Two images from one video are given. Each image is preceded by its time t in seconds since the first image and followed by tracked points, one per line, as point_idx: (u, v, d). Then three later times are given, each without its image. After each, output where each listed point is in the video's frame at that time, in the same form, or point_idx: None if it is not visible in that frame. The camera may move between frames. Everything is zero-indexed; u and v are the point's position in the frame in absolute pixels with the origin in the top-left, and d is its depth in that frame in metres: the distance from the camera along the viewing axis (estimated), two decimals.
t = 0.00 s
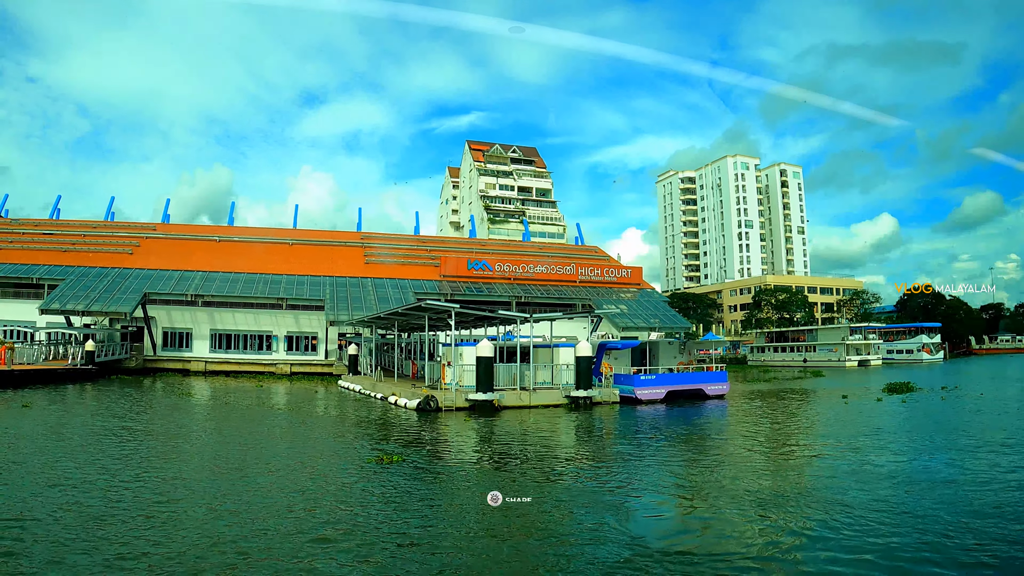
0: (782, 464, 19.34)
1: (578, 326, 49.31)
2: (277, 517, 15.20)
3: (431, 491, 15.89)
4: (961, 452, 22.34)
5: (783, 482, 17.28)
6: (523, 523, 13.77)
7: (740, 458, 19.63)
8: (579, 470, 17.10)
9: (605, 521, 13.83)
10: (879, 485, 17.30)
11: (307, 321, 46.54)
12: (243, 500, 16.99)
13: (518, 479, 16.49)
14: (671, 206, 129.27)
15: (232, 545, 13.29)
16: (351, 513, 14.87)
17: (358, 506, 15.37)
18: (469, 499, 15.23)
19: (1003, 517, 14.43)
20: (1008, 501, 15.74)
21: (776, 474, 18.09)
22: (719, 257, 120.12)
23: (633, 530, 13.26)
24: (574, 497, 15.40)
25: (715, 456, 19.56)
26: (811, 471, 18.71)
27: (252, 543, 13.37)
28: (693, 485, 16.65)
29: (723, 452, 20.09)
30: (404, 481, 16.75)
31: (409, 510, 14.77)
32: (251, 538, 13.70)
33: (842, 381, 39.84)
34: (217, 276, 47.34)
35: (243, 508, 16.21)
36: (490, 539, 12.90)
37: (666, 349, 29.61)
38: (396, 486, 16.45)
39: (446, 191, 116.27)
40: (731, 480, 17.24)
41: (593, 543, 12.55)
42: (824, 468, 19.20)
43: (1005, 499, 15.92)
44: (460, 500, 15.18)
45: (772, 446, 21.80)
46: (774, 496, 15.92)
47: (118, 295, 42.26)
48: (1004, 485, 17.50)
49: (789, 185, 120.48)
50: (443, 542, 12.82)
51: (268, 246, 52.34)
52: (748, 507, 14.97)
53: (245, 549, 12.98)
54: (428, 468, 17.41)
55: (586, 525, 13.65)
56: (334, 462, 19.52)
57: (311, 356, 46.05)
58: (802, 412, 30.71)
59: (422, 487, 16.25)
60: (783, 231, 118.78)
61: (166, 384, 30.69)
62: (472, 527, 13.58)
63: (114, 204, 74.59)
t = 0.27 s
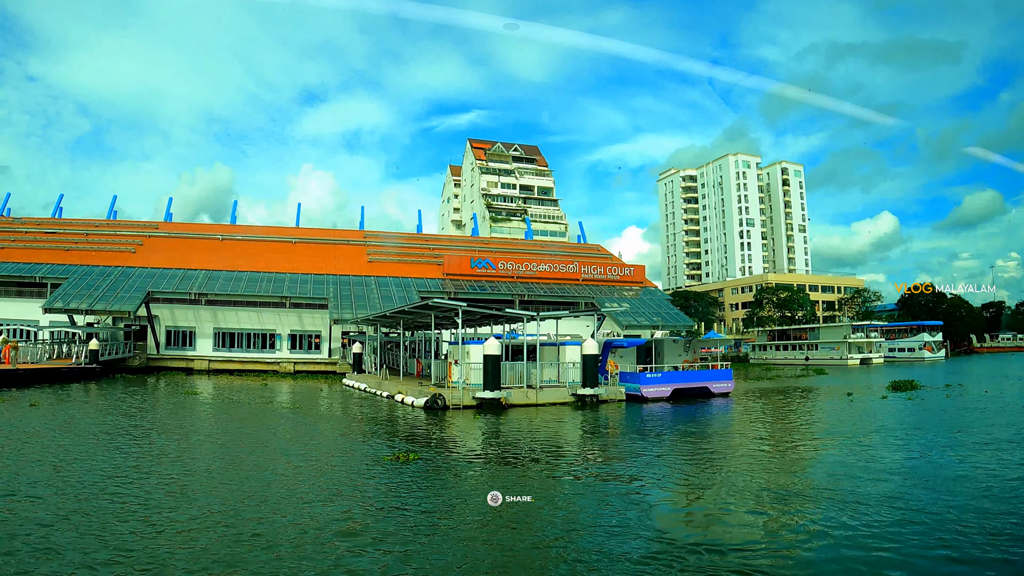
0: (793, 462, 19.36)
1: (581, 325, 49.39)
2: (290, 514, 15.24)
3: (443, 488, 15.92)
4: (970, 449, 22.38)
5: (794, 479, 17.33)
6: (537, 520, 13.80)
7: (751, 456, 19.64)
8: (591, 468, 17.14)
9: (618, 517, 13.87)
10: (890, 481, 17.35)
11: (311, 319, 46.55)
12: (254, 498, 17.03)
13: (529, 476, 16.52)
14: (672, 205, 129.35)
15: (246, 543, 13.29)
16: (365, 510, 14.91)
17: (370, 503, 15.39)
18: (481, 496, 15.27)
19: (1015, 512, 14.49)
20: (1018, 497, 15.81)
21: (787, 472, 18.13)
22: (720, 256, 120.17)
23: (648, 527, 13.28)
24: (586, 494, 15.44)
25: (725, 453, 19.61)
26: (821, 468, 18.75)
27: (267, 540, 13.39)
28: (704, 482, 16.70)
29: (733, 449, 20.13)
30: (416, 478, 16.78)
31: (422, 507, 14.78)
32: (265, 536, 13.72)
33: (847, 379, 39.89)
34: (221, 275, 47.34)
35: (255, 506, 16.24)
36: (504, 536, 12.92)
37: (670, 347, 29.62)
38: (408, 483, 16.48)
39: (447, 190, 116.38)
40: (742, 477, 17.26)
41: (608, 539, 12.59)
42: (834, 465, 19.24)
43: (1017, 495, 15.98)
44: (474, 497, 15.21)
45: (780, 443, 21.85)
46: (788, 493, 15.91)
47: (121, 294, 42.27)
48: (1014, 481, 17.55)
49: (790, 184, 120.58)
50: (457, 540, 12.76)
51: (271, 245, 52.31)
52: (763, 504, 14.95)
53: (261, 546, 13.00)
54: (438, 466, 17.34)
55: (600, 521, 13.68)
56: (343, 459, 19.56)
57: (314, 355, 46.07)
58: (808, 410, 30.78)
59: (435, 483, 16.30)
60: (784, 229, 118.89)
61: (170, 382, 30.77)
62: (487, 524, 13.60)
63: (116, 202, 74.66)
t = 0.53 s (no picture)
0: (803, 459, 19.37)
1: (584, 323, 49.48)
2: (302, 511, 15.27)
3: (455, 485, 15.94)
4: (976, 446, 22.48)
5: (803, 476, 17.41)
6: (551, 517, 13.83)
7: (760, 454, 19.66)
8: (601, 466, 17.19)
9: (630, 514, 13.92)
10: (898, 477, 17.43)
11: (314, 318, 46.53)
12: (265, 495, 17.07)
13: (540, 473, 16.56)
14: (673, 203, 129.42)
15: (260, 540, 13.32)
16: (377, 507, 14.95)
17: (382, 500, 15.43)
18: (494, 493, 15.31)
19: None
20: None
21: (795, 468, 18.20)
22: (721, 254, 120.26)
23: (660, 523, 13.33)
24: (597, 491, 15.48)
25: (732, 450, 19.68)
26: (829, 465, 18.82)
27: (281, 538, 13.41)
28: (714, 479, 16.76)
29: (740, 447, 20.20)
30: (427, 475, 16.80)
31: (434, 504, 14.81)
32: (279, 533, 13.74)
33: (851, 377, 39.98)
34: (224, 274, 47.33)
35: (267, 503, 16.27)
36: (518, 533, 12.95)
37: (675, 346, 29.70)
38: (420, 480, 16.50)
39: (448, 188, 116.24)
40: (752, 475, 17.28)
41: (622, 535, 12.64)
42: (842, 462, 19.30)
43: None
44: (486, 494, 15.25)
45: (786, 441, 21.94)
46: (801, 490, 15.90)
47: (124, 293, 42.25)
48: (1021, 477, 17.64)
49: (791, 182, 120.72)
50: (471, 539, 12.72)
51: (273, 244, 52.28)
52: (776, 500, 14.94)
53: (276, 544, 13.03)
54: (448, 464, 17.33)
55: (613, 517, 13.73)
56: (354, 455, 19.59)
57: (317, 354, 46.06)
58: (812, 408, 30.87)
59: (447, 480, 16.34)
60: (785, 228, 119.06)
61: (174, 380, 30.74)
62: (502, 521, 13.63)
63: (117, 201, 74.57)
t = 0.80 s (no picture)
0: (811, 457, 19.44)
1: (587, 321, 49.57)
2: (315, 508, 15.33)
3: (466, 482, 16.00)
4: (983, 442, 22.59)
5: (812, 472, 17.49)
6: (564, 512, 13.91)
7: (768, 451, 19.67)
8: (611, 463, 17.25)
9: (643, 510, 13.99)
10: (906, 473, 17.52)
11: (317, 316, 46.55)
12: (275, 492, 17.14)
13: (550, 470, 16.63)
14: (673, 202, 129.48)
15: (275, 537, 13.38)
16: (390, 503, 15.02)
17: (394, 496, 15.49)
18: (505, 489, 15.37)
19: None
20: None
21: (804, 465, 18.29)
22: (722, 253, 120.36)
23: (673, 518, 13.42)
24: (608, 488, 15.56)
25: (741, 448, 19.76)
26: (838, 461, 18.91)
27: (295, 535, 13.46)
28: (724, 475, 16.84)
29: (750, 444, 20.26)
30: (438, 472, 16.85)
31: (447, 500, 14.89)
32: (293, 530, 13.79)
33: (855, 375, 40.07)
34: (227, 273, 47.35)
35: (278, 500, 16.35)
36: (532, 529, 13.02)
37: (679, 344, 29.84)
38: (431, 477, 16.57)
39: (449, 187, 116.12)
40: (762, 471, 17.33)
41: (636, 530, 12.73)
42: (851, 458, 19.36)
43: None
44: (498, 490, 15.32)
45: (792, 438, 22.03)
46: (811, 486, 15.97)
47: (127, 291, 42.27)
48: None
49: (791, 181, 120.95)
50: (486, 535, 12.75)
51: (276, 242, 52.28)
52: (788, 496, 14.97)
53: (290, 540, 13.09)
54: (458, 461, 17.39)
55: (626, 513, 13.81)
56: (363, 452, 19.64)
57: (320, 352, 46.10)
58: (817, 406, 31.01)
59: (457, 476, 16.42)
60: (786, 226, 119.24)
61: (176, 379, 30.75)
62: (514, 517, 13.70)
63: (118, 200, 74.43)
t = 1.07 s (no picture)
0: (822, 454, 19.48)
1: (590, 320, 49.56)
2: (327, 505, 15.36)
3: (478, 479, 16.03)
4: (991, 440, 22.63)
5: (822, 469, 17.53)
6: (577, 510, 13.95)
7: (777, 450, 19.72)
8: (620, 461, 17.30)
9: (656, 507, 14.03)
10: (917, 470, 17.56)
11: (320, 315, 46.53)
12: (286, 489, 17.16)
13: (561, 469, 16.68)
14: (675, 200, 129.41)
15: (289, 534, 13.41)
16: (403, 500, 15.05)
17: (407, 493, 15.53)
18: (518, 487, 15.39)
19: None
20: None
21: (814, 462, 18.34)
22: (723, 251, 120.39)
23: (687, 515, 13.45)
24: (620, 485, 15.60)
25: (750, 446, 19.82)
26: (848, 459, 18.95)
27: (309, 532, 13.48)
28: (734, 473, 16.89)
29: (758, 442, 20.33)
30: (449, 470, 16.88)
31: (459, 497, 14.94)
32: (306, 527, 13.81)
33: (859, 375, 40.12)
34: (229, 271, 47.33)
35: (290, 497, 16.40)
36: (546, 526, 13.06)
37: (683, 343, 29.97)
38: (442, 474, 16.60)
39: (450, 185, 116.07)
40: (773, 468, 17.36)
41: (650, 527, 12.77)
42: (860, 456, 19.41)
43: None
44: (510, 488, 15.35)
45: (800, 436, 22.10)
46: (824, 483, 16.04)
47: (130, 290, 42.28)
48: None
49: (793, 180, 121.08)
50: (503, 532, 12.80)
51: (279, 241, 52.24)
52: (803, 493, 15.05)
53: (304, 537, 13.12)
54: (469, 459, 17.44)
55: (639, 510, 13.84)
56: (372, 450, 19.66)
57: (323, 351, 46.08)
58: (824, 405, 31.03)
59: (469, 474, 16.45)
60: (787, 225, 119.28)
61: (179, 378, 30.72)
62: (527, 514, 13.72)
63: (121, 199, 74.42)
